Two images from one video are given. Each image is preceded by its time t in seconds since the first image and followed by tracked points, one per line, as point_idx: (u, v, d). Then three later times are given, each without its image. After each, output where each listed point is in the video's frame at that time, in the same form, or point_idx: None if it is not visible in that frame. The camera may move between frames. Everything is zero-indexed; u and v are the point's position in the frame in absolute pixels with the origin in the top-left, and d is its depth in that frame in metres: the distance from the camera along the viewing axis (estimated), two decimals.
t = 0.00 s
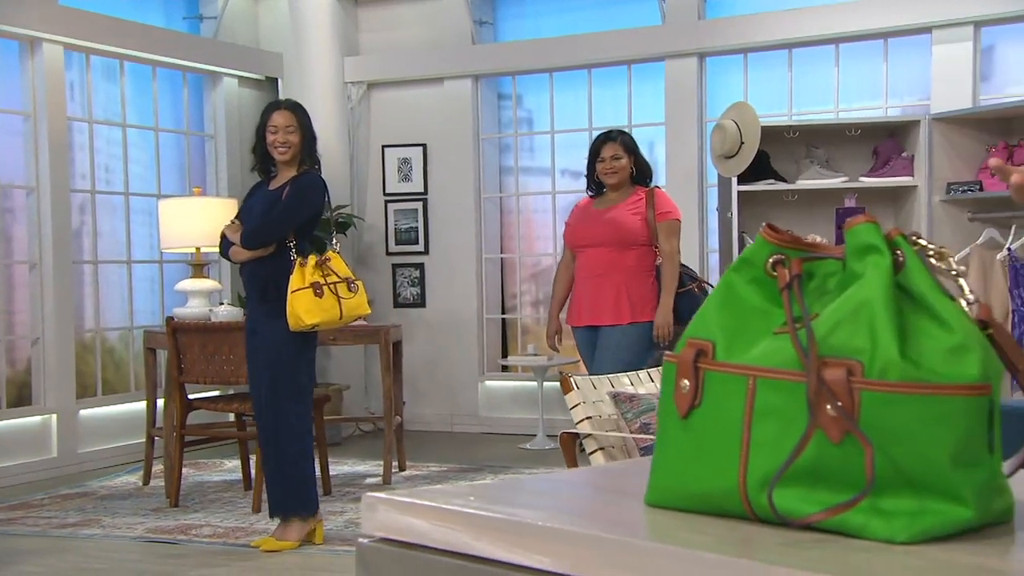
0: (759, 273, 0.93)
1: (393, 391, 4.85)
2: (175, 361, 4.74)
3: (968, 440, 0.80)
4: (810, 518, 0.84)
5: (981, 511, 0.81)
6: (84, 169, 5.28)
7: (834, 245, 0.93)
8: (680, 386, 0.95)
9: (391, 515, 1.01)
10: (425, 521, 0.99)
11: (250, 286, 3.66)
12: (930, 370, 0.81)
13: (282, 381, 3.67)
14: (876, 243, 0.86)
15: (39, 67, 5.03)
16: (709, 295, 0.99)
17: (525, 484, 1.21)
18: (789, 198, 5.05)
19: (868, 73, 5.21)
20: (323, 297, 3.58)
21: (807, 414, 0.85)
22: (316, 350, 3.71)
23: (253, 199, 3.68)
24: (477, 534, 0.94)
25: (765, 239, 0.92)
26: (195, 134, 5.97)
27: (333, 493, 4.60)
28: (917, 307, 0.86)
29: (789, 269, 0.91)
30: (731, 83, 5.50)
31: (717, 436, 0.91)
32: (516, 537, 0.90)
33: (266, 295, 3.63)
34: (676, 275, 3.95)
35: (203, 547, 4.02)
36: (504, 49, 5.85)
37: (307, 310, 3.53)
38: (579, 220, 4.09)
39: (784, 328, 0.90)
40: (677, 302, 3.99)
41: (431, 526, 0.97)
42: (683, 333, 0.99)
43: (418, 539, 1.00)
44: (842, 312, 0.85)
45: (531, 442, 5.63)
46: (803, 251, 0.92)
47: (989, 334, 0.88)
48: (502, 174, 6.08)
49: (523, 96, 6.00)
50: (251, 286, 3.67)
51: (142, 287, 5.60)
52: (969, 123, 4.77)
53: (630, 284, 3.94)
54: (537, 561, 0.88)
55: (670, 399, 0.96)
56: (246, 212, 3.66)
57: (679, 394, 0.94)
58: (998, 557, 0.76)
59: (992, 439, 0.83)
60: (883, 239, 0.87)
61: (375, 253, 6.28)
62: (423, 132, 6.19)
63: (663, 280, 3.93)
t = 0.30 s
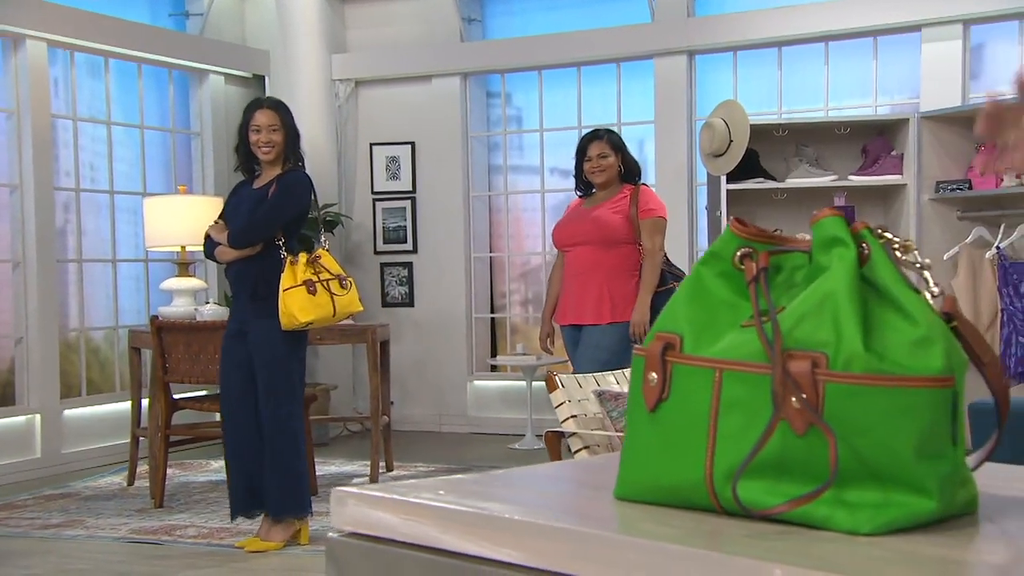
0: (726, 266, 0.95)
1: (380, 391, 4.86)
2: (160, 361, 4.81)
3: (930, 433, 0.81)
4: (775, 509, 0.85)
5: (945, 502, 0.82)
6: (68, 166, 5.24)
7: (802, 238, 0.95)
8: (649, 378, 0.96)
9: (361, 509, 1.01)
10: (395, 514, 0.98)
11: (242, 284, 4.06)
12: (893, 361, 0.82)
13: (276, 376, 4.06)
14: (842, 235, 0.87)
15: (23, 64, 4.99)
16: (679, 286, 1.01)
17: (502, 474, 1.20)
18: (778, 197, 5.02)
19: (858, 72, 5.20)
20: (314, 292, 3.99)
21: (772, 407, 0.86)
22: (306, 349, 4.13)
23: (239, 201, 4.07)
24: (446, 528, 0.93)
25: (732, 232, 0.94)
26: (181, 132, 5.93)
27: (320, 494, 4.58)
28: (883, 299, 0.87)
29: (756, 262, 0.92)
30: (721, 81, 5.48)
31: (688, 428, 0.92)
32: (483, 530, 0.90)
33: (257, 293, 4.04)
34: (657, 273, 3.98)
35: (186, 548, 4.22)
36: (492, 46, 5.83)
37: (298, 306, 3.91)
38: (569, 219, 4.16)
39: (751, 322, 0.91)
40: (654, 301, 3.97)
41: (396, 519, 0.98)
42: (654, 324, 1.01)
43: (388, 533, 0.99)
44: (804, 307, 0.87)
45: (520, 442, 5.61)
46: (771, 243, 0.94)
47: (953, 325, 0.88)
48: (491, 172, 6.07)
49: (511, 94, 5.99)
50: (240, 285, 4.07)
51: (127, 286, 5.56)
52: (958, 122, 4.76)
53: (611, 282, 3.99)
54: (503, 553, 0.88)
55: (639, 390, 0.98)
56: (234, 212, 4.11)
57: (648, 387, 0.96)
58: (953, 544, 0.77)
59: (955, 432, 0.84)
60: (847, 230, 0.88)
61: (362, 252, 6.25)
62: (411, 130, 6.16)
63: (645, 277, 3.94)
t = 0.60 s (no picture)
0: (700, 260, 1.00)
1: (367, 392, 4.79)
2: (141, 360, 4.75)
3: (904, 426, 0.87)
4: (748, 504, 0.90)
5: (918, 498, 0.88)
6: (47, 163, 5.13)
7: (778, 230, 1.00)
8: (622, 373, 1.01)
9: (333, 508, 1.08)
10: (365, 513, 1.07)
11: (232, 283, 4.35)
12: (868, 355, 0.88)
13: (264, 377, 4.31)
14: (818, 228, 0.93)
15: None
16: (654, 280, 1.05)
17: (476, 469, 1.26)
18: (773, 194, 4.94)
19: (855, 67, 5.09)
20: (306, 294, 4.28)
21: (746, 399, 0.91)
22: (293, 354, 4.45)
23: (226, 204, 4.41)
24: (418, 526, 1.02)
25: (708, 223, 0.99)
26: (163, 127, 5.82)
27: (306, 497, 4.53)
28: (859, 293, 0.93)
29: (732, 254, 0.98)
30: (715, 76, 5.40)
31: (662, 422, 0.97)
32: (455, 528, 0.98)
33: (245, 292, 4.33)
34: (646, 271, 3.91)
35: (167, 551, 4.25)
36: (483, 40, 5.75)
37: (291, 310, 4.18)
38: (561, 217, 4.14)
39: (726, 316, 0.96)
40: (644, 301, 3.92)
41: (367, 517, 1.06)
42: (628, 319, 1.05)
43: (360, 531, 1.07)
44: (777, 303, 0.92)
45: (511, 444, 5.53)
46: (745, 236, 0.99)
47: (930, 319, 0.98)
48: (480, 168, 6.00)
49: (502, 89, 5.92)
50: (226, 285, 4.37)
51: (107, 285, 5.46)
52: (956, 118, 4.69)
53: (600, 281, 3.96)
54: (475, 550, 0.96)
55: (614, 384, 1.02)
56: (220, 210, 4.45)
57: (623, 381, 1.00)
58: (925, 541, 0.82)
59: (930, 426, 0.90)
60: (824, 223, 0.94)
61: (350, 250, 6.15)
62: (399, 125, 6.07)
63: (633, 276, 3.88)
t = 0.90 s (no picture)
0: (680, 253, 1.02)
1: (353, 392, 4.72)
2: (121, 362, 4.70)
3: (882, 424, 0.88)
4: (724, 500, 0.92)
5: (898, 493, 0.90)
6: (25, 158, 5.11)
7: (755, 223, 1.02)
8: (601, 369, 1.02)
9: (305, 506, 1.09)
10: (338, 511, 1.08)
11: (219, 282, 4.24)
12: (847, 349, 0.90)
13: (252, 379, 4.22)
14: (798, 219, 0.95)
15: None
16: (634, 273, 1.07)
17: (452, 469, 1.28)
18: (769, 191, 4.83)
19: (856, 61, 5.05)
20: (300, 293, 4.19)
21: (724, 393, 0.92)
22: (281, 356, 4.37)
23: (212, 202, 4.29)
24: (390, 524, 1.03)
25: (688, 217, 1.00)
26: (145, 122, 5.80)
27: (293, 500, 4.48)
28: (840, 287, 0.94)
29: (712, 247, 0.99)
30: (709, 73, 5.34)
31: (641, 417, 0.98)
32: (427, 526, 0.99)
33: (235, 293, 4.23)
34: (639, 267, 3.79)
35: (148, 556, 4.20)
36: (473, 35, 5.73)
37: (284, 310, 4.07)
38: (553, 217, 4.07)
39: (705, 310, 0.98)
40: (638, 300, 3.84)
41: (341, 515, 1.07)
42: (608, 314, 1.07)
43: (332, 530, 1.08)
44: (755, 296, 0.93)
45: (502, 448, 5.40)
46: (725, 229, 1.01)
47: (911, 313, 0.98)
48: (472, 165, 5.98)
49: (492, 83, 5.90)
50: (214, 283, 4.25)
51: (88, 285, 5.45)
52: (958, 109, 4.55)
53: (592, 281, 3.86)
54: (447, 548, 0.97)
55: (593, 379, 1.04)
56: (205, 208, 4.33)
57: (601, 376, 1.02)
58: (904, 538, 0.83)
59: (912, 421, 0.91)
60: (802, 215, 0.96)
61: (338, 248, 6.12)
62: (388, 121, 6.04)
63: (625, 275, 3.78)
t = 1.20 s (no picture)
0: (660, 246, 1.07)
1: (340, 394, 4.67)
2: (101, 363, 4.60)
3: (866, 419, 0.92)
4: (706, 497, 0.96)
5: (882, 490, 0.94)
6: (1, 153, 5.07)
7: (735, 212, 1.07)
8: (582, 363, 1.06)
9: (281, 505, 1.14)
10: (314, 511, 1.11)
11: (205, 280, 4.09)
12: (831, 343, 0.94)
13: (237, 380, 4.08)
14: (782, 210, 0.99)
15: None
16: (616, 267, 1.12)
17: (431, 468, 1.32)
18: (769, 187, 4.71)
19: (855, 54, 5.14)
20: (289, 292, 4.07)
21: (706, 387, 0.96)
22: (266, 356, 4.23)
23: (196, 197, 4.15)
24: (366, 523, 1.07)
25: (671, 208, 1.05)
26: (126, 116, 5.76)
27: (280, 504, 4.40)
28: (824, 277, 0.98)
29: (695, 239, 1.03)
30: (708, 62, 5.43)
31: (621, 410, 1.02)
32: (403, 526, 1.04)
33: (222, 292, 4.08)
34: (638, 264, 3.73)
35: (128, 564, 4.10)
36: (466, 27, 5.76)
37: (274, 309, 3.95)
38: (544, 214, 4.12)
39: (688, 303, 1.02)
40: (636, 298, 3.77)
41: (315, 514, 1.12)
42: (588, 308, 1.12)
43: (308, 530, 1.13)
44: (736, 290, 0.98)
45: (493, 450, 5.26)
46: (708, 219, 1.05)
47: (898, 306, 1.04)
48: (463, 160, 6.04)
49: (484, 76, 5.95)
50: (199, 281, 4.10)
51: (66, 284, 5.40)
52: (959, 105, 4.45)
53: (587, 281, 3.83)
54: (423, 548, 1.01)
55: (575, 373, 1.08)
56: (190, 204, 4.19)
57: (583, 371, 1.06)
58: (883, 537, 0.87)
59: (897, 417, 0.95)
60: (787, 206, 1.00)
61: (326, 245, 6.15)
62: (376, 116, 6.07)
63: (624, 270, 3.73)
